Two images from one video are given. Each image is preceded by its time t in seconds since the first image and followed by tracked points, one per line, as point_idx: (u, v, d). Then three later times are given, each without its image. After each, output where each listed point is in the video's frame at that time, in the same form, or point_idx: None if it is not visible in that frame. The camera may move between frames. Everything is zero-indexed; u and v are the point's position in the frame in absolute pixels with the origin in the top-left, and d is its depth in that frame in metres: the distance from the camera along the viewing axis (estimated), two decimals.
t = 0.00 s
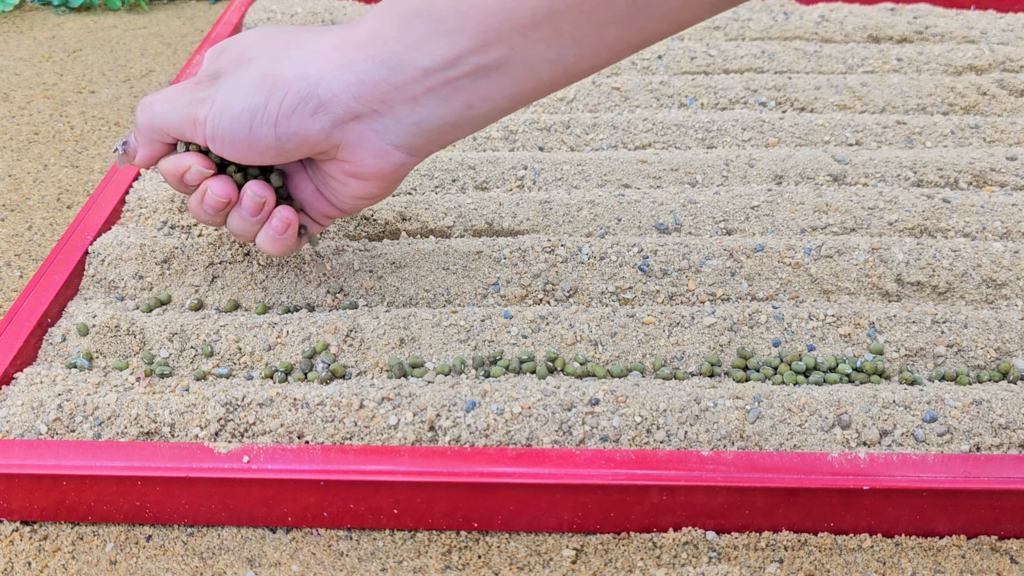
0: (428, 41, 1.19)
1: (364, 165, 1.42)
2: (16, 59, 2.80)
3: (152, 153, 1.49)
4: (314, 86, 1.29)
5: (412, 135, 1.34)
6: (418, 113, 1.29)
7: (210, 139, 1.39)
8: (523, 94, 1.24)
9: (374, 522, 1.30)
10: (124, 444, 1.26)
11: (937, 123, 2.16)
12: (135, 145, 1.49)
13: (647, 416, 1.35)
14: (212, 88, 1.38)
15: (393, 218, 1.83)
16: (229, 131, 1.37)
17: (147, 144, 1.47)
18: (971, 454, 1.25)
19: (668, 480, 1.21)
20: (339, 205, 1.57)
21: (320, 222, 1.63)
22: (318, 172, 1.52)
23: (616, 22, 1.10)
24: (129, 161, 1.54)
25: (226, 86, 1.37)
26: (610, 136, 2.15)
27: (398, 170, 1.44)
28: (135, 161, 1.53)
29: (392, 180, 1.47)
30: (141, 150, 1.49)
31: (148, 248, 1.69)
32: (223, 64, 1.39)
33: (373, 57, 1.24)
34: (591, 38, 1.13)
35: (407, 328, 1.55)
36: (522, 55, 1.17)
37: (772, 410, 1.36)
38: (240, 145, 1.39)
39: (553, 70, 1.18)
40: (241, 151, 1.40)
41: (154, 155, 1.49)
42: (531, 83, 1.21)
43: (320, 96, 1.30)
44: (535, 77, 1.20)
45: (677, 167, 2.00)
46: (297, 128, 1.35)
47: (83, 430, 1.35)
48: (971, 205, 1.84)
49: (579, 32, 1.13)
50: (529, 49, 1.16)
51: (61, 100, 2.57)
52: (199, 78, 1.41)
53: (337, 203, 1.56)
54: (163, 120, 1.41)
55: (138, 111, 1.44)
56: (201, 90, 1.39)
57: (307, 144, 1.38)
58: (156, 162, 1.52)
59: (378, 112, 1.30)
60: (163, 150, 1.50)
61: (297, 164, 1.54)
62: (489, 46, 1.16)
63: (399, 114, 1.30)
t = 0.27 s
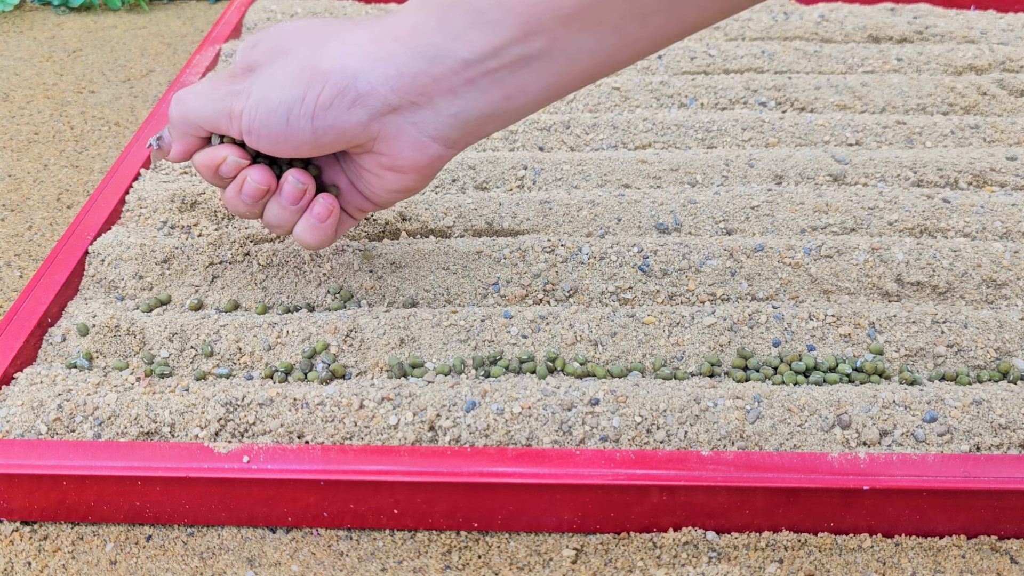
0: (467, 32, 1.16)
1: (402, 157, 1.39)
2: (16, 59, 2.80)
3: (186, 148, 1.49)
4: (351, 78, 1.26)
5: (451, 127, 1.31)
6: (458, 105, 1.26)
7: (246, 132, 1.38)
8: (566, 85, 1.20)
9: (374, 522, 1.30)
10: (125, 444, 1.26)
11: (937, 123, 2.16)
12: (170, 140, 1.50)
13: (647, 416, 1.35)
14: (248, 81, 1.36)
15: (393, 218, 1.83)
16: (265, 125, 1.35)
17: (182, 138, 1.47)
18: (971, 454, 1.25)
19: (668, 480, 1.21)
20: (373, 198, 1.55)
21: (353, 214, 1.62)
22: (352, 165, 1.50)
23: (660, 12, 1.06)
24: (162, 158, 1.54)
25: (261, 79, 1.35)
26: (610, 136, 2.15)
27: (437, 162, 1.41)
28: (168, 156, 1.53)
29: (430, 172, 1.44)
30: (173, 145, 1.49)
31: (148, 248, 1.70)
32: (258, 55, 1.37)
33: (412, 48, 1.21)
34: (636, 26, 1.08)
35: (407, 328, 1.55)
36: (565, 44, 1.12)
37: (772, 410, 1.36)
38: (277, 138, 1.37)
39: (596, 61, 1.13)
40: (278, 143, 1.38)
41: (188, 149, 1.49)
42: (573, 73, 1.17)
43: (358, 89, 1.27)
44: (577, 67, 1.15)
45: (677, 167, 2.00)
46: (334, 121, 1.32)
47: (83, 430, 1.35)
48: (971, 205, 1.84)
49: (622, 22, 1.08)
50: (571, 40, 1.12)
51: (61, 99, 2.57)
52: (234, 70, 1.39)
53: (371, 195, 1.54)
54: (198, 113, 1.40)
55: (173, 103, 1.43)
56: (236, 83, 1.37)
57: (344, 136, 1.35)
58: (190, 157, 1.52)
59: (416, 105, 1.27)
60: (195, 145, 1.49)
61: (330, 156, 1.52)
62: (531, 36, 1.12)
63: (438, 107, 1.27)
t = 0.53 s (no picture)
0: (529, 22, 1.15)
1: (458, 148, 1.40)
2: (16, 59, 2.80)
3: (240, 138, 1.48)
4: (411, 70, 1.26)
5: (510, 118, 1.32)
6: (518, 96, 1.26)
7: (302, 126, 1.38)
8: (624, 75, 1.19)
9: (374, 523, 1.30)
10: (125, 444, 1.26)
11: (937, 123, 2.16)
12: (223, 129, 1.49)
13: (647, 416, 1.35)
14: (305, 74, 1.36)
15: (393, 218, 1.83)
16: (323, 119, 1.35)
17: (236, 128, 1.47)
18: (971, 454, 1.25)
19: (667, 480, 1.21)
20: (426, 190, 1.56)
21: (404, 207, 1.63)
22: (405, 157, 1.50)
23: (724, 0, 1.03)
24: (214, 147, 1.53)
25: (318, 72, 1.34)
26: (610, 136, 2.15)
27: (492, 153, 1.42)
28: (220, 146, 1.52)
29: (486, 163, 1.45)
30: (227, 134, 1.48)
31: (148, 248, 1.70)
32: (315, 48, 1.37)
33: (472, 40, 1.21)
34: (697, 15, 1.06)
35: (407, 328, 1.55)
36: (625, 33, 1.11)
37: (772, 410, 1.36)
38: (334, 131, 1.37)
39: (657, 49, 1.12)
40: (335, 137, 1.38)
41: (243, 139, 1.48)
42: (633, 63, 1.16)
43: (418, 81, 1.27)
44: (639, 56, 1.14)
45: (677, 167, 2.00)
46: (393, 114, 1.32)
47: (83, 430, 1.35)
48: (971, 205, 1.84)
49: (684, 11, 1.06)
50: (633, 29, 1.10)
51: (61, 99, 2.57)
52: (289, 64, 1.39)
53: (424, 187, 1.55)
54: (254, 105, 1.40)
55: (229, 96, 1.43)
56: (293, 77, 1.37)
57: (402, 129, 1.36)
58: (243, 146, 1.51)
59: (476, 96, 1.28)
60: (249, 135, 1.49)
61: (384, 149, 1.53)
62: (592, 26, 1.11)
63: (497, 97, 1.28)
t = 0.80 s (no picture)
0: (591, 16, 1.17)
1: (516, 143, 1.41)
2: (16, 59, 2.80)
3: (294, 134, 1.49)
4: (474, 64, 1.28)
5: (570, 112, 1.33)
6: (579, 89, 1.28)
7: (360, 122, 1.39)
8: (687, 68, 1.19)
9: (374, 523, 1.30)
10: (124, 444, 1.26)
11: (937, 123, 2.16)
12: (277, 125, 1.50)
13: (647, 416, 1.35)
14: (364, 70, 1.37)
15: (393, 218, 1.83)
16: (382, 114, 1.36)
17: (290, 124, 1.47)
18: (971, 454, 1.25)
19: (667, 480, 1.21)
20: (479, 185, 1.57)
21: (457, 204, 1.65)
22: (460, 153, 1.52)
23: None
24: (265, 141, 1.54)
25: (377, 68, 1.36)
26: (610, 136, 2.15)
27: (550, 148, 1.43)
28: (272, 140, 1.53)
29: (542, 158, 1.46)
30: (279, 130, 1.49)
31: (148, 248, 1.70)
32: (373, 44, 1.37)
33: (535, 32, 1.22)
34: (763, 7, 1.05)
35: (407, 328, 1.55)
36: (690, 27, 1.11)
37: (772, 410, 1.36)
38: (392, 127, 1.38)
39: (721, 43, 1.12)
40: (393, 132, 1.39)
41: (296, 135, 1.49)
42: (696, 57, 1.16)
43: (480, 74, 1.28)
44: (702, 51, 1.15)
45: (677, 167, 2.00)
46: (454, 108, 1.34)
47: (83, 430, 1.35)
48: (971, 205, 1.84)
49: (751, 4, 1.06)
50: (697, 22, 1.10)
51: (61, 99, 2.57)
52: (346, 59, 1.40)
53: (478, 183, 1.57)
54: (312, 101, 1.41)
55: (285, 93, 1.44)
56: (351, 73, 1.38)
57: (462, 124, 1.37)
58: (295, 142, 1.51)
59: (537, 90, 1.29)
60: (302, 131, 1.49)
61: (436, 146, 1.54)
62: (656, 19, 1.12)
63: (558, 92, 1.29)
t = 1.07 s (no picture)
0: (658, 11, 1.22)
1: (576, 139, 1.45)
2: (16, 59, 2.80)
3: (348, 127, 1.51)
4: (537, 55, 1.33)
5: (630, 107, 1.37)
6: (641, 83, 1.32)
7: (419, 114, 1.43)
8: (749, 65, 1.24)
9: (374, 523, 1.30)
10: (124, 444, 1.26)
11: (937, 123, 2.16)
12: (330, 117, 1.52)
13: (647, 416, 1.35)
14: (426, 64, 1.42)
15: (394, 218, 1.83)
16: (443, 107, 1.41)
17: (345, 117, 1.50)
18: (971, 454, 1.25)
19: (668, 480, 1.21)
20: (534, 184, 1.60)
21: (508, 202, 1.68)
22: (517, 151, 1.55)
23: None
24: (318, 133, 1.56)
25: (440, 62, 1.41)
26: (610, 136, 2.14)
27: (608, 145, 1.46)
28: (324, 134, 1.55)
29: (600, 156, 1.50)
30: (334, 124, 1.51)
31: (148, 248, 1.70)
32: (435, 41, 1.43)
33: (599, 26, 1.28)
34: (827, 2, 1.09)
35: (407, 328, 1.55)
36: (754, 22, 1.16)
37: (772, 410, 1.36)
38: (452, 119, 1.43)
39: (785, 38, 1.16)
40: (451, 125, 1.44)
41: (350, 130, 1.51)
42: (758, 53, 1.21)
43: (543, 66, 1.33)
44: (767, 47, 1.19)
45: (677, 167, 2.00)
46: (516, 101, 1.38)
47: (83, 430, 1.35)
48: (971, 205, 1.84)
49: None
50: (763, 17, 1.15)
51: (61, 100, 2.57)
52: (407, 55, 1.45)
53: (533, 181, 1.59)
54: (370, 94, 1.44)
55: (342, 85, 1.47)
56: (412, 67, 1.43)
57: (523, 117, 1.41)
58: (347, 136, 1.54)
59: (600, 83, 1.34)
60: (359, 126, 1.52)
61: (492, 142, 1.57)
62: (722, 13, 1.17)
63: (620, 86, 1.33)
